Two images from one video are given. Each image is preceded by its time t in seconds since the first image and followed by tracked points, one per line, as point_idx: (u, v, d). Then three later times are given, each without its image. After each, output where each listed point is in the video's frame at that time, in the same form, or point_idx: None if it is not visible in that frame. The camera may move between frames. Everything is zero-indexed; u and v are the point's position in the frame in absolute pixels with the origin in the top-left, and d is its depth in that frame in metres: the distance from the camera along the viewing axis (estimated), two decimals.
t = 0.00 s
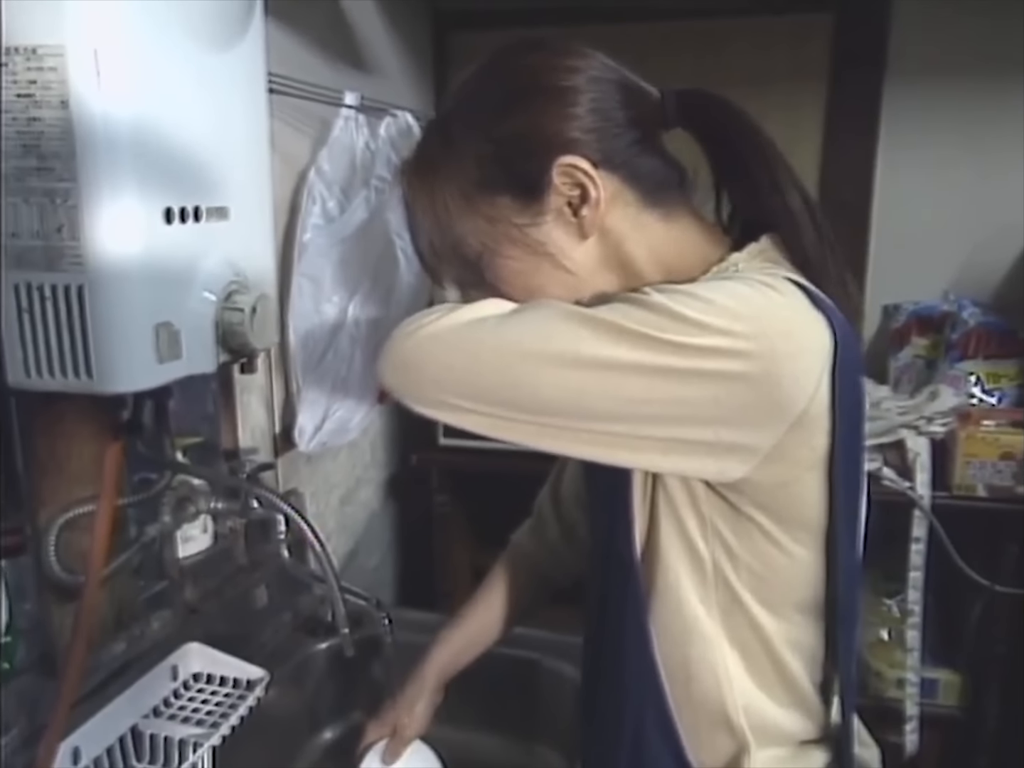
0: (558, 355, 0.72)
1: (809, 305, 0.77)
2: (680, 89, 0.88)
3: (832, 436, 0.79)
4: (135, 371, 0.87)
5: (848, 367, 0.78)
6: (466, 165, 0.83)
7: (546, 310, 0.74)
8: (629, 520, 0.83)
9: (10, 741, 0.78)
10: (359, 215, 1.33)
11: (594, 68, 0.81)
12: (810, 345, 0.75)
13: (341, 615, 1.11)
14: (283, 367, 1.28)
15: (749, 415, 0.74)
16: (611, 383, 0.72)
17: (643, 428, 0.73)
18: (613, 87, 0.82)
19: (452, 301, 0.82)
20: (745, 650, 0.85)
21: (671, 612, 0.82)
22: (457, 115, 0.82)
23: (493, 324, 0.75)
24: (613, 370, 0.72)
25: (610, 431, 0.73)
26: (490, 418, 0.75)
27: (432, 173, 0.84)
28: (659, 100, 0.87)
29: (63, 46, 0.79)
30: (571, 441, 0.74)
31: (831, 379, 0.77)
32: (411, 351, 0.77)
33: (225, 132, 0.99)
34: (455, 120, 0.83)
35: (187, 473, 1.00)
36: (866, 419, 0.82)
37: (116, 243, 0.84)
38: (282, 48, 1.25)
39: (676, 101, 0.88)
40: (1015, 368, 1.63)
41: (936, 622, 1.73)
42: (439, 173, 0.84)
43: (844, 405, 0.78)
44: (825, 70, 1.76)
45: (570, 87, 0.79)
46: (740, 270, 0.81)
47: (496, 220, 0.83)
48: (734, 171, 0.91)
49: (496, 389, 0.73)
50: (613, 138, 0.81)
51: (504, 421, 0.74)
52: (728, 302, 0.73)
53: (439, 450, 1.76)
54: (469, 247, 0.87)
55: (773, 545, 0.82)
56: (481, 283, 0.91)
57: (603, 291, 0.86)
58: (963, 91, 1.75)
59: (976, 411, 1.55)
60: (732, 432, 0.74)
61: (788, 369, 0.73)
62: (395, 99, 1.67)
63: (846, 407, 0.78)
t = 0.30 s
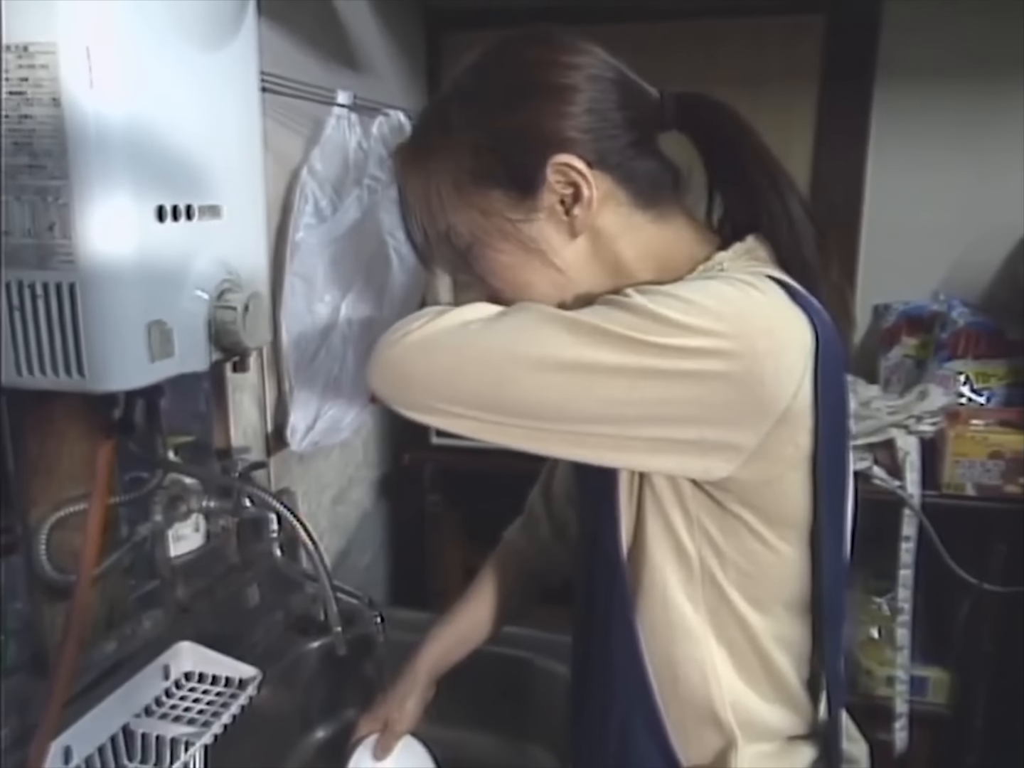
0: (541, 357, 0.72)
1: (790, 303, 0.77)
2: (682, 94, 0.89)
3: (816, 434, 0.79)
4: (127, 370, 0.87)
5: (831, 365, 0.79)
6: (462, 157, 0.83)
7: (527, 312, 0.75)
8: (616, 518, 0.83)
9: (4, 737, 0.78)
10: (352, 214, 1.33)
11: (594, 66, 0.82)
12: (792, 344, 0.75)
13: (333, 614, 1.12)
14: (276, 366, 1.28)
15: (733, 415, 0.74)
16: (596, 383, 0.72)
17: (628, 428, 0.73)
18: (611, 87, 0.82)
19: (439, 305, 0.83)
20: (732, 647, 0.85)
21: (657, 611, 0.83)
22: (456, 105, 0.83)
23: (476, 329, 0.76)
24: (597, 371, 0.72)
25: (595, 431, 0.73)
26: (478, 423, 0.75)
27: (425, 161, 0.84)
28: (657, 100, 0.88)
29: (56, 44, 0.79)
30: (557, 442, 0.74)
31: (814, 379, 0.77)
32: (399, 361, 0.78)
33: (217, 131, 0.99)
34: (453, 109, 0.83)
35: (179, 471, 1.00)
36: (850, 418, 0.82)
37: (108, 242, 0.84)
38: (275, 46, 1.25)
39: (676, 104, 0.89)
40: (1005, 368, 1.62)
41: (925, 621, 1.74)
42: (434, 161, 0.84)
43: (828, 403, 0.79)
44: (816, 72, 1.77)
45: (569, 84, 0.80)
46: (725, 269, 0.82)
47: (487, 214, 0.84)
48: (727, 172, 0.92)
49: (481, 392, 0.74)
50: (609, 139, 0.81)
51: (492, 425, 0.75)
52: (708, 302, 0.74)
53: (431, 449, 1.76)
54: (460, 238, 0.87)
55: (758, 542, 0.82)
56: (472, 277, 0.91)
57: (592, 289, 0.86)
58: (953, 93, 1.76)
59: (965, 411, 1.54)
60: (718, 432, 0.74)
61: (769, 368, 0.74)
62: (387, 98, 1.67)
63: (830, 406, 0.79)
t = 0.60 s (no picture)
0: (532, 361, 0.73)
1: (779, 306, 0.78)
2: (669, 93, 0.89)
3: (805, 436, 0.80)
4: (122, 372, 0.87)
5: (820, 368, 0.79)
6: (452, 163, 0.83)
7: (517, 318, 0.76)
8: (606, 521, 0.84)
9: None
10: (344, 217, 1.32)
11: (583, 72, 0.82)
12: (781, 347, 0.75)
13: (325, 615, 1.11)
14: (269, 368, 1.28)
15: (723, 417, 0.74)
16: (587, 387, 0.73)
17: (619, 431, 0.74)
18: (600, 92, 0.83)
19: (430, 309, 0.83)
20: (721, 648, 0.86)
21: (646, 613, 0.83)
22: (445, 112, 0.83)
23: (468, 334, 0.76)
24: (587, 375, 0.72)
25: (586, 434, 0.74)
26: (469, 426, 0.76)
27: (416, 168, 0.85)
28: (646, 102, 0.88)
29: (50, 45, 0.79)
30: (549, 445, 0.75)
31: (803, 382, 0.78)
32: (389, 366, 0.78)
33: (211, 133, 1.00)
34: (443, 117, 0.83)
35: (172, 472, 1.00)
36: (839, 420, 0.83)
37: (101, 245, 0.84)
38: (267, 48, 1.25)
39: (664, 105, 0.89)
40: (992, 371, 1.64)
41: (915, 622, 1.75)
42: (424, 167, 0.85)
43: (817, 406, 0.79)
44: (806, 76, 1.78)
45: (560, 90, 0.80)
46: (715, 273, 0.82)
47: (476, 219, 0.84)
48: (718, 174, 0.92)
49: (472, 397, 0.74)
50: (598, 144, 0.82)
51: (483, 430, 0.75)
52: (698, 306, 0.74)
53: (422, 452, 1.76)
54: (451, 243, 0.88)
55: (747, 543, 0.82)
56: (463, 281, 0.91)
57: (584, 293, 0.86)
58: (943, 99, 1.77)
59: (954, 414, 1.56)
60: (708, 434, 0.75)
61: (758, 372, 0.74)
62: (379, 101, 1.67)
63: (819, 409, 0.79)
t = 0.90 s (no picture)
0: (532, 350, 0.73)
1: (780, 296, 0.78)
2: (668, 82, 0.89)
3: (804, 426, 0.80)
4: (114, 361, 0.87)
5: (820, 359, 0.79)
6: (450, 153, 0.83)
7: (518, 306, 0.75)
8: (603, 510, 0.84)
9: None
10: (340, 207, 1.32)
11: (582, 61, 0.81)
12: (782, 338, 0.75)
13: (320, 607, 1.11)
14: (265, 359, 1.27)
15: (723, 407, 0.74)
16: (588, 376, 0.73)
17: (619, 420, 0.74)
18: (600, 83, 0.82)
19: (429, 299, 0.83)
20: (719, 638, 0.86)
21: (641, 602, 0.84)
22: (442, 103, 0.83)
23: (467, 323, 0.76)
24: (588, 365, 0.72)
25: (586, 423, 0.74)
26: (468, 414, 0.76)
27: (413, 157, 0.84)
28: (646, 91, 0.88)
29: (44, 31, 0.78)
30: (549, 434, 0.75)
31: (802, 372, 0.78)
32: (388, 356, 0.78)
33: (204, 121, 0.99)
34: (440, 107, 0.83)
35: (166, 461, 1.00)
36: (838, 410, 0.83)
37: (94, 236, 0.84)
38: (261, 37, 1.24)
39: (663, 94, 0.89)
40: (987, 363, 1.63)
41: (909, 613, 1.76)
42: (422, 158, 0.85)
43: (815, 396, 0.80)
44: (804, 67, 1.77)
45: (557, 81, 0.79)
46: (715, 263, 0.82)
47: (475, 210, 0.84)
48: (717, 166, 0.93)
49: (472, 385, 0.74)
50: (598, 136, 0.81)
51: (482, 420, 0.76)
52: (699, 295, 0.74)
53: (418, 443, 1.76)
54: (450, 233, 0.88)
55: (745, 533, 0.82)
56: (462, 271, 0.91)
57: (582, 284, 0.87)
58: (942, 90, 1.77)
59: (948, 406, 1.57)
60: (707, 424, 0.75)
61: (759, 362, 0.74)
62: (374, 90, 1.66)
63: (818, 399, 0.80)
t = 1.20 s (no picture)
0: (531, 351, 0.73)
1: (779, 297, 0.78)
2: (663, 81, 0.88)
3: (803, 428, 0.80)
4: (106, 361, 0.87)
5: (818, 360, 0.80)
6: (446, 155, 0.83)
7: (516, 306, 0.75)
8: (602, 511, 0.85)
9: None
10: (335, 208, 1.31)
11: (576, 61, 0.82)
12: (781, 339, 0.75)
13: (316, 607, 1.12)
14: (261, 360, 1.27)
15: (722, 408, 0.74)
16: (586, 377, 0.72)
17: (618, 421, 0.74)
18: (596, 82, 0.83)
19: (425, 300, 0.83)
20: (717, 639, 0.86)
21: (638, 603, 0.84)
22: (437, 104, 0.83)
23: (464, 323, 0.76)
24: (587, 365, 0.72)
25: (584, 424, 0.74)
26: (465, 414, 0.76)
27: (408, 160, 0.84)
28: (641, 91, 0.88)
29: (38, 31, 0.78)
30: (547, 435, 0.75)
31: (802, 374, 0.78)
32: (385, 357, 0.78)
33: (200, 122, 0.98)
34: (436, 109, 0.83)
35: (161, 462, 1.00)
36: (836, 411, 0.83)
37: (87, 236, 0.83)
38: (257, 37, 1.24)
39: (659, 94, 0.88)
40: (984, 364, 1.63)
41: (904, 613, 1.76)
42: (418, 160, 0.84)
43: (813, 397, 0.80)
44: (800, 68, 1.77)
45: (552, 80, 0.79)
46: (714, 263, 0.82)
47: (471, 210, 0.84)
48: (711, 164, 0.92)
49: (468, 386, 0.74)
50: (593, 134, 0.81)
51: (480, 421, 0.75)
52: (698, 296, 0.74)
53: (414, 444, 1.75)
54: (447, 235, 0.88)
55: (742, 532, 0.82)
56: (458, 273, 0.91)
57: (580, 284, 0.87)
58: (938, 91, 1.77)
59: (944, 407, 1.57)
60: (706, 425, 0.75)
61: (758, 363, 0.74)
62: (370, 90, 1.66)
63: (816, 400, 0.80)
